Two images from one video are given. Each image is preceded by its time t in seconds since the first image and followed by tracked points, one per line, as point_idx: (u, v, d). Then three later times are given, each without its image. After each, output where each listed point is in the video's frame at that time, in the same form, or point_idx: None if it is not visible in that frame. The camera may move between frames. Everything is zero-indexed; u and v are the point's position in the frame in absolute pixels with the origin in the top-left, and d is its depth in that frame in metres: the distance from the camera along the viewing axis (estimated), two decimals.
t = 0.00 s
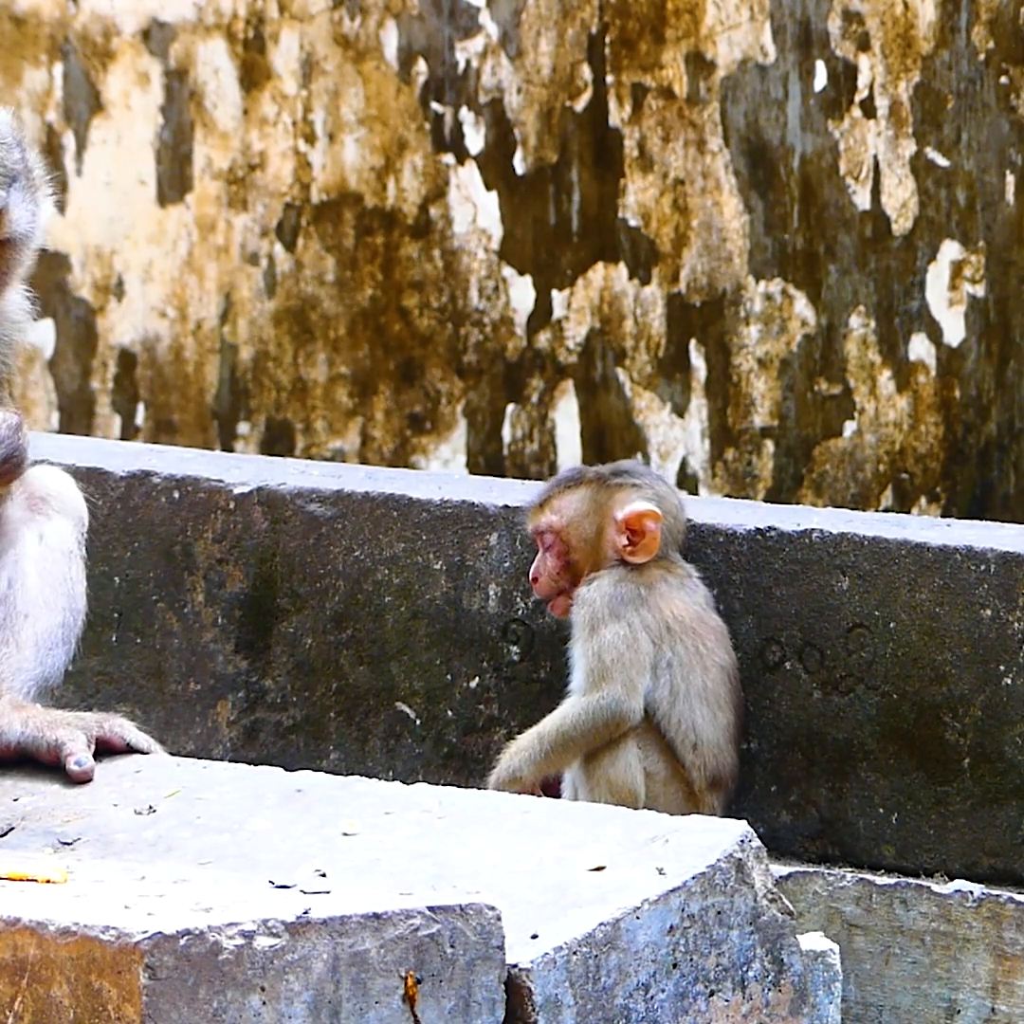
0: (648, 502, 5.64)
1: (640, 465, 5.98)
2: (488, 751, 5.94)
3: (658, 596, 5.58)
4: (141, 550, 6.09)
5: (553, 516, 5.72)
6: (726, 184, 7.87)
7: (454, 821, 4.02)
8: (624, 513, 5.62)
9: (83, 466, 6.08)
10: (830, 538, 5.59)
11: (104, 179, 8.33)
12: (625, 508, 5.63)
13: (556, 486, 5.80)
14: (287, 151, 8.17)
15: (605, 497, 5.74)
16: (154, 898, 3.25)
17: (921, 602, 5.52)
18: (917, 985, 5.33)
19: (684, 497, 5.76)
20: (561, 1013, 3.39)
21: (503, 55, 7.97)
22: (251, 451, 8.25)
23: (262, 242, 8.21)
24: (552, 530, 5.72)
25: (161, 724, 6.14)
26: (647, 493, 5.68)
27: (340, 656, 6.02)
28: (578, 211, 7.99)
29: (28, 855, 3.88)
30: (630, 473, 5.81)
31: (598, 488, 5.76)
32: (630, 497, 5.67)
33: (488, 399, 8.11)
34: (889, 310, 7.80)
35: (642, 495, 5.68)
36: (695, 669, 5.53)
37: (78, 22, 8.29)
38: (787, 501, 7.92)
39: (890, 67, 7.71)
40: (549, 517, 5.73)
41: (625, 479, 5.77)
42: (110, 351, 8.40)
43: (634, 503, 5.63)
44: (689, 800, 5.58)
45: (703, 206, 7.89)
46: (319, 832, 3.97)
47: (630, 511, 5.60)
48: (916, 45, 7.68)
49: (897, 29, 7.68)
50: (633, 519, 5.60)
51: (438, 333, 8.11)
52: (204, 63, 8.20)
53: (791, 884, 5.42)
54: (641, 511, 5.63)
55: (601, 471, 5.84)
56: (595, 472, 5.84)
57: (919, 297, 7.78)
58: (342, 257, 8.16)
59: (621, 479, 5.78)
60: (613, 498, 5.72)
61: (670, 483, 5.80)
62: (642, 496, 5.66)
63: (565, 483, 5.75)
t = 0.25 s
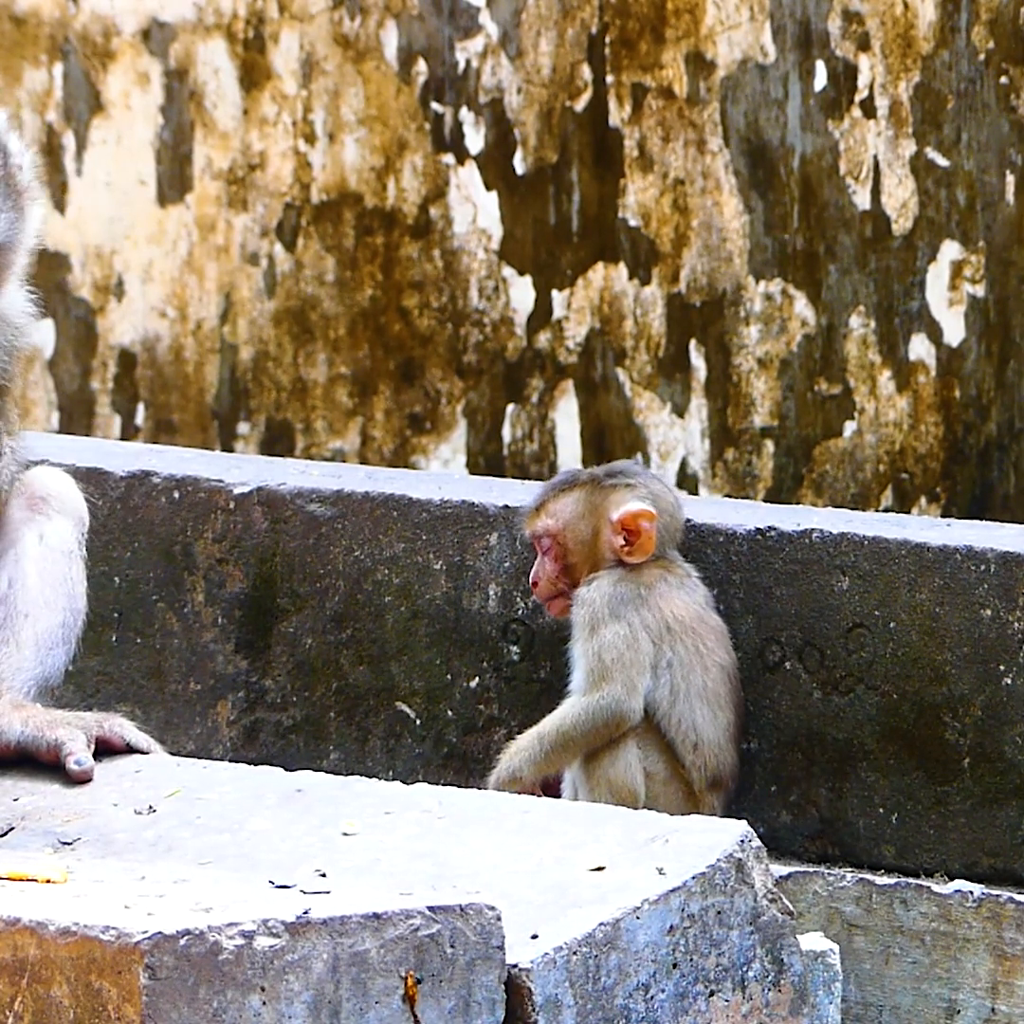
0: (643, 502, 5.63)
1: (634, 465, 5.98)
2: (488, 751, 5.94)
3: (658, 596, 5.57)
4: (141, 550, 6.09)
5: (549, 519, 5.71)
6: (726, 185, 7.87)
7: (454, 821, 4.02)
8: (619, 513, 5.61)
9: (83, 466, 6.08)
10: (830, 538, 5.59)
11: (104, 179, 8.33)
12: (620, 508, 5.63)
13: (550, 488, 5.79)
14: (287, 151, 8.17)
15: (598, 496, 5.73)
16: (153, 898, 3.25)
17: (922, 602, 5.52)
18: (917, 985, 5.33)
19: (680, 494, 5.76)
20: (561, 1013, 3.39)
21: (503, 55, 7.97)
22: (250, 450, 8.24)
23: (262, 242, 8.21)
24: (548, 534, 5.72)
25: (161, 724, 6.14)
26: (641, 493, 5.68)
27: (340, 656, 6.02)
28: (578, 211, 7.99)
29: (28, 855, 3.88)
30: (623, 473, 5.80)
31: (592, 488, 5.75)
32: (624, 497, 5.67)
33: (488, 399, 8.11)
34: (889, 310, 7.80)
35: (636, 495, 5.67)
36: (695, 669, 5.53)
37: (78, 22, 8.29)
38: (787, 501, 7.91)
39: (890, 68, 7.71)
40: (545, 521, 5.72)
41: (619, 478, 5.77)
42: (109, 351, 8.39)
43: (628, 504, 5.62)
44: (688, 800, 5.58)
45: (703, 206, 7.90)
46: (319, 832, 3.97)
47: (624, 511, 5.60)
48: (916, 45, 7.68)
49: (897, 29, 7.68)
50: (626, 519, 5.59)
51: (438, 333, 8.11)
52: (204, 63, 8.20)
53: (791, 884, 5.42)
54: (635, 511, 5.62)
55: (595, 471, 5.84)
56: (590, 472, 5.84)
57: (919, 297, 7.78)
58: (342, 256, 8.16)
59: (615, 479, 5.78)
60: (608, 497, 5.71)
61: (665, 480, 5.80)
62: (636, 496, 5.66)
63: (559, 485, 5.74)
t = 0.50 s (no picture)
0: (627, 504, 5.65)
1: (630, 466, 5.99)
2: (488, 751, 5.94)
3: (658, 596, 5.57)
4: (141, 551, 6.09)
5: (538, 528, 5.72)
6: (726, 185, 7.86)
7: (454, 821, 4.02)
8: (602, 515, 5.63)
9: (83, 466, 6.07)
10: (830, 538, 5.59)
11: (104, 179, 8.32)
12: (604, 511, 5.64)
13: (540, 496, 5.80)
14: (287, 151, 8.17)
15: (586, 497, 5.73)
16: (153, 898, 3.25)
17: (922, 602, 5.52)
18: (917, 985, 5.33)
19: (670, 490, 5.77)
20: (561, 1013, 3.39)
21: (503, 55, 7.97)
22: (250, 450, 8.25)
23: (262, 242, 8.21)
24: (540, 543, 5.72)
25: (161, 724, 6.14)
26: (628, 494, 5.69)
27: (340, 656, 6.02)
28: (578, 211, 7.99)
29: (28, 856, 3.87)
30: (612, 473, 5.81)
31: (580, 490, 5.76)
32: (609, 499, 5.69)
33: (488, 399, 8.11)
34: (889, 310, 7.80)
35: (622, 496, 5.69)
36: (696, 669, 5.53)
37: (78, 22, 8.28)
38: (787, 501, 7.92)
39: (890, 68, 7.71)
40: (536, 530, 5.73)
41: (608, 479, 5.78)
42: (109, 351, 8.39)
43: (612, 506, 5.64)
44: (689, 801, 5.59)
45: (703, 206, 7.89)
46: (319, 832, 3.97)
47: (607, 514, 5.62)
48: (916, 45, 7.69)
49: (897, 29, 7.69)
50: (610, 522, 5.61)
51: (438, 333, 8.11)
52: (204, 63, 8.20)
53: (792, 884, 5.41)
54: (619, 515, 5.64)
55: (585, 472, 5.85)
56: (580, 474, 5.84)
57: (919, 297, 7.79)
58: (342, 256, 8.16)
59: (604, 479, 5.79)
60: (595, 499, 5.72)
61: (655, 476, 5.81)
62: (621, 497, 5.67)
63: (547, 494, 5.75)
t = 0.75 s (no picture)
0: (610, 503, 5.68)
1: (622, 467, 6.00)
2: (488, 751, 5.94)
3: (656, 595, 5.57)
4: (141, 551, 6.08)
5: (529, 534, 5.75)
6: (726, 184, 7.86)
7: (454, 821, 4.03)
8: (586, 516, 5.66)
9: (83, 467, 6.07)
10: (830, 538, 5.59)
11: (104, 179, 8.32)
12: (588, 511, 5.67)
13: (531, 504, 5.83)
14: (287, 151, 8.17)
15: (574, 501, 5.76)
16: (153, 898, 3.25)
17: (922, 602, 5.52)
18: (917, 985, 5.34)
19: (658, 487, 5.79)
20: (561, 1013, 3.39)
21: (503, 55, 7.97)
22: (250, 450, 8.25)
23: (263, 242, 8.21)
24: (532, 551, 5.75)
25: (160, 724, 6.13)
26: (613, 494, 5.71)
27: (340, 656, 6.02)
28: (578, 211, 7.99)
29: (28, 856, 3.87)
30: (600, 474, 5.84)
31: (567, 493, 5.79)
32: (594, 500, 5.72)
33: (488, 399, 8.11)
34: (889, 310, 7.81)
35: (607, 497, 5.71)
36: (694, 668, 5.53)
37: (78, 21, 8.28)
38: (787, 501, 7.92)
39: (890, 67, 7.71)
40: (528, 537, 5.75)
41: (596, 480, 5.80)
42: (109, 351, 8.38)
43: (595, 506, 5.67)
44: (688, 800, 5.59)
45: (703, 206, 7.89)
46: (319, 832, 3.97)
47: (590, 514, 5.65)
48: (916, 45, 7.69)
49: (897, 29, 7.69)
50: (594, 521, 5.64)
51: (438, 333, 8.11)
52: (204, 63, 8.19)
53: (792, 884, 5.41)
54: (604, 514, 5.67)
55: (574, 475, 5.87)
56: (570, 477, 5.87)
57: (918, 297, 7.79)
58: (342, 256, 8.16)
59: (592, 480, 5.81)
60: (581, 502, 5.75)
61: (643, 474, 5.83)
62: (606, 497, 5.70)
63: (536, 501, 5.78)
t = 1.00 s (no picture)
0: (622, 502, 5.67)
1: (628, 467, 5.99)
2: (488, 750, 5.94)
3: (656, 595, 5.57)
4: (141, 551, 6.08)
5: (535, 525, 5.75)
6: (726, 185, 7.86)
7: (454, 821, 4.02)
8: (597, 513, 5.67)
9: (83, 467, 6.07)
10: (830, 538, 5.59)
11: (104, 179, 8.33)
12: (599, 508, 5.68)
13: (540, 496, 5.83)
14: (287, 151, 8.17)
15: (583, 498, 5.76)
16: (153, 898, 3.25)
17: (922, 602, 5.52)
18: (917, 985, 5.33)
19: (669, 490, 5.77)
20: (561, 1013, 3.38)
21: (503, 55, 7.97)
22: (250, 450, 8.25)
23: (262, 242, 8.21)
24: (537, 542, 5.75)
25: (160, 724, 6.13)
26: (624, 493, 5.71)
27: (340, 656, 6.02)
28: (578, 211, 7.99)
29: (28, 856, 3.87)
30: (612, 474, 5.83)
31: (578, 489, 5.78)
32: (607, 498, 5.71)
33: (488, 399, 8.11)
34: (889, 310, 7.80)
35: (618, 496, 5.71)
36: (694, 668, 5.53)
37: (78, 22, 8.28)
38: (787, 501, 7.92)
39: (889, 67, 7.71)
40: (533, 528, 5.76)
41: (606, 479, 5.80)
42: (109, 351, 8.38)
43: (607, 505, 5.67)
44: (688, 800, 5.59)
45: (702, 206, 7.89)
46: (319, 832, 3.97)
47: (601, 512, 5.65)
48: (916, 45, 7.69)
49: (897, 29, 7.68)
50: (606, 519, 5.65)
51: (438, 333, 8.11)
52: (204, 63, 8.19)
53: (791, 884, 5.41)
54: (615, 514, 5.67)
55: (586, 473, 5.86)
56: (580, 474, 5.86)
57: (918, 297, 7.79)
58: (342, 256, 8.16)
59: (603, 479, 5.81)
60: (591, 499, 5.75)
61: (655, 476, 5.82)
62: (618, 497, 5.70)
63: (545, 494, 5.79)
